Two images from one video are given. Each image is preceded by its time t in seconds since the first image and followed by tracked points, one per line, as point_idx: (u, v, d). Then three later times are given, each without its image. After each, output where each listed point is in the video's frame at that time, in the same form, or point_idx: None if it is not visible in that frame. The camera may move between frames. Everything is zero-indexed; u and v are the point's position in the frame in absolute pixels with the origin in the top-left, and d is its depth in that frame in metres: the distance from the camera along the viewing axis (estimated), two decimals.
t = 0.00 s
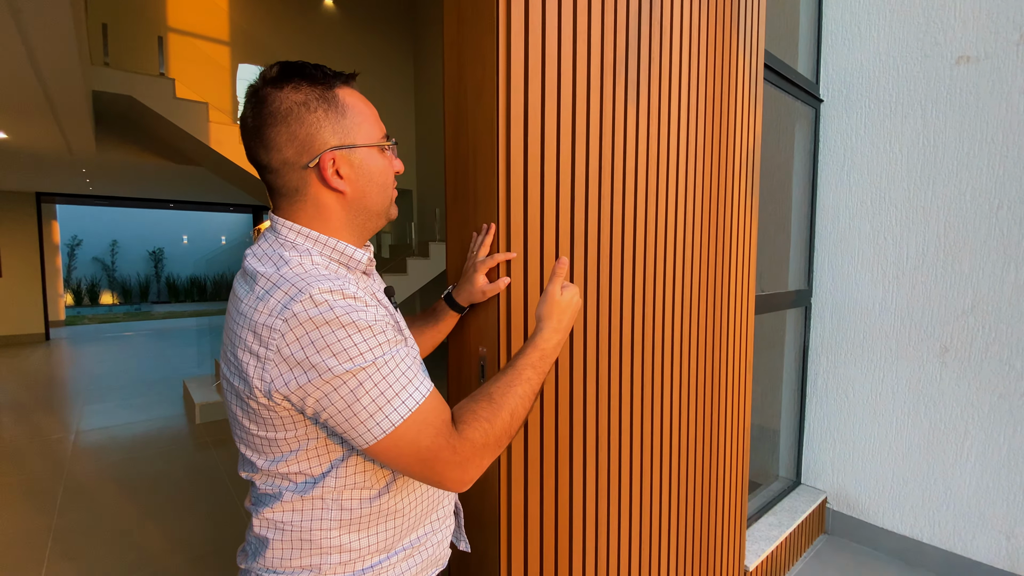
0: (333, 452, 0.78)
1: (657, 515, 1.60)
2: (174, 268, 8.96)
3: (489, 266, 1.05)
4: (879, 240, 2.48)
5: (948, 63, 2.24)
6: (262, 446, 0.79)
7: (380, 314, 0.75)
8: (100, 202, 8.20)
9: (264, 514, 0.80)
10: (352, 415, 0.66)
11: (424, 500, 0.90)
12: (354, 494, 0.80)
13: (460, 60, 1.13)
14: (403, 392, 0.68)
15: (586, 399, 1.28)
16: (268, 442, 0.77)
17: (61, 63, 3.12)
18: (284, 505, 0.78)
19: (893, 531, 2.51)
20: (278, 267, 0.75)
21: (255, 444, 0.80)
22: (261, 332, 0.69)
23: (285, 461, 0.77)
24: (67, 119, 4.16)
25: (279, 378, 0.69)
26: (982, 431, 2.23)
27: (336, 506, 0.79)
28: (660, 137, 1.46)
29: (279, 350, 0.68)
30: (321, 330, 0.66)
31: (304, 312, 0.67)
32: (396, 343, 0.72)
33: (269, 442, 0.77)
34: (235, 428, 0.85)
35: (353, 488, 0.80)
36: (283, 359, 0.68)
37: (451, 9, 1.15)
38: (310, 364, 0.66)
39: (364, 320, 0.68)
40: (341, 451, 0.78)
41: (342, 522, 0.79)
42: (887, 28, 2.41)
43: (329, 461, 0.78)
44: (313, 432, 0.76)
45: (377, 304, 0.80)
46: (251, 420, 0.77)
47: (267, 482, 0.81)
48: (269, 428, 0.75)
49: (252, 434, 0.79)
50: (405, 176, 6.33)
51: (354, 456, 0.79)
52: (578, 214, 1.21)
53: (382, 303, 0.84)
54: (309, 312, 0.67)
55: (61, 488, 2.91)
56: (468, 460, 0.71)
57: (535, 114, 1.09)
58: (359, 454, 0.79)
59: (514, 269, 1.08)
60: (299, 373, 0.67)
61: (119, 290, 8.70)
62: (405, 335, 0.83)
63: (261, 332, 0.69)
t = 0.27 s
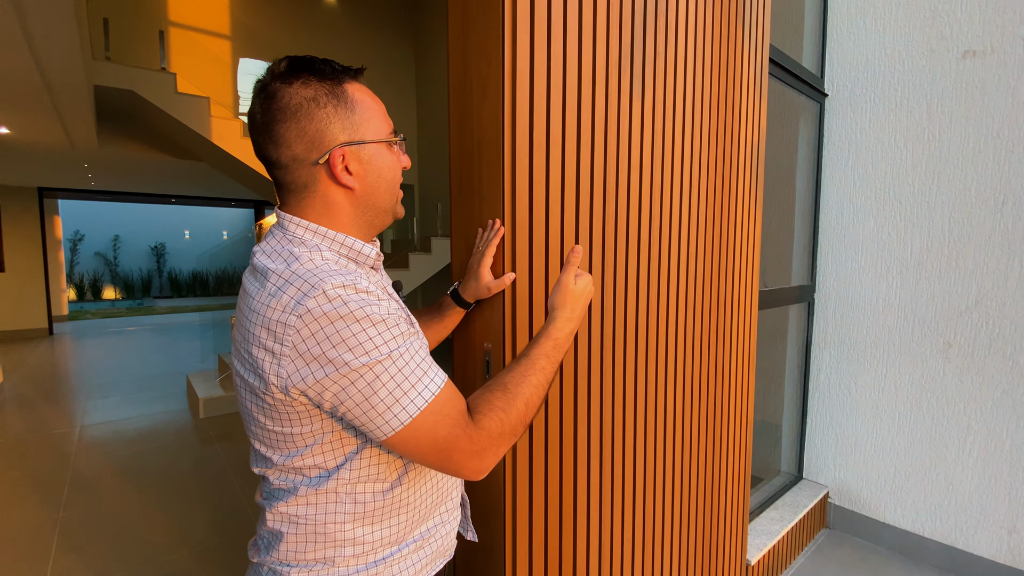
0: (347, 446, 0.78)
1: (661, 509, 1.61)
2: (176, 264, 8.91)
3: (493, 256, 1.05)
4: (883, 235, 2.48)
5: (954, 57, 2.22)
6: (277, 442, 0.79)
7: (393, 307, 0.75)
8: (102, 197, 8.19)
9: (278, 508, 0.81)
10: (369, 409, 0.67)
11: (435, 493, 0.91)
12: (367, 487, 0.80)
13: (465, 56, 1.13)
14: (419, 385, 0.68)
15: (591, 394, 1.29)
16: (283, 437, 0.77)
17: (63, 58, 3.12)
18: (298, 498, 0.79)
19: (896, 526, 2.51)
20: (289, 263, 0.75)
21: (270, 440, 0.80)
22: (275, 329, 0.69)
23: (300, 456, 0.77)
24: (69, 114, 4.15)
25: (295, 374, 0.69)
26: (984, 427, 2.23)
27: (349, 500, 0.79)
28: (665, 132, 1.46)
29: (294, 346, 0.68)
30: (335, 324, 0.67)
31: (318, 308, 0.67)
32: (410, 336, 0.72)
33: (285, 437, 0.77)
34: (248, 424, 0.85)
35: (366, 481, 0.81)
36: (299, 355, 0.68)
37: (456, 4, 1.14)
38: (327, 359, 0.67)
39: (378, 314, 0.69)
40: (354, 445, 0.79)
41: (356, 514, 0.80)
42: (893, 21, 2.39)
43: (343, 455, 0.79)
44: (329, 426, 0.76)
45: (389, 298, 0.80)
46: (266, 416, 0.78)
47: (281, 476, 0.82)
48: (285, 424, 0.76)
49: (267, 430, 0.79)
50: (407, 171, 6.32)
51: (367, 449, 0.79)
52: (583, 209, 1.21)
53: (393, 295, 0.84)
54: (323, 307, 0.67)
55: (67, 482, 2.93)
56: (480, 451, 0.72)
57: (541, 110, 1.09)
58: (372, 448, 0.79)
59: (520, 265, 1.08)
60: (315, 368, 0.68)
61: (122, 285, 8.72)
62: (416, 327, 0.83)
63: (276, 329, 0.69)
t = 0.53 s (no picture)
0: (354, 434, 0.79)
1: (662, 505, 1.62)
2: (179, 260, 9.00)
3: (494, 254, 1.05)
4: (885, 232, 2.47)
5: (958, 54, 2.21)
6: (285, 432, 0.79)
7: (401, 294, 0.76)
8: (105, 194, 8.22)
9: (283, 499, 0.81)
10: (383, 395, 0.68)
11: (435, 481, 0.92)
12: (371, 475, 0.81)
13: (466, 53, 1.13)
14: (431, 368, 0.70)
15: (591, 391, 1.29)
16: (291, 427, 0.78)
17: (66, 56, 3.12)
18: (303, 489, 0.79)
19: (897, 523, 2.52)
20: (295, 254, 0.75)
21: (278, 431, 0.80)
22: (285, 318, 0.69)
23: (308, 446, 0.78)
24: (71, 111, 4.16)
25: (306, 363, 0.70)
26: (986, 424, 2.23)
27: (354, 489, 0.80)
28: (667, 129, 1.46)
29: (305, 335, 0.69)
30: (347, 312, 0.67)
31: (329, 295, 0.68)
32: (418, 321, 0.74)
33: (293, 427, 0.78)
34: (254, 418, 0.85)
35: (370, 470, 0.81)
36: (309, 344, 0.69)
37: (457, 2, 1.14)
38: (339, 346, 0.67)
39: (388, 300, 0.70)
40: (361, 432, 0.79)
41: (361, 503, 0.81)
42: (896, 18, 2.38)
43: (349, 444, 0.79)
44: (338, 414, 0.76)
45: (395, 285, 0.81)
46: (274, 408, 0.78)
47: (286, 468, 0.82)
48: (294, 414, 0.76)
49: (275, 421, 0.79)
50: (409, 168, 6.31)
51: (371, 436, 0.80)
52: (585, 206, 1.21)
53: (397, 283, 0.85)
54: (334, 295, 0.68)
55: (72, 477, 2.95)
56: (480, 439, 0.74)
57: (542, 107, 1.09)
58: (376, 434, 0.81)
59: (521, 263, 1.08)
60: (327, 355, 0.68)
61: (125, 281, 8.80)
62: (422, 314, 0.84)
63: (285, 318, 0.69)
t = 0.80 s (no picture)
0: (343, 429, 0.80)
1: (663, 502, 1.62)
2: (183, 258, 9.38)
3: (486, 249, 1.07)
4: (889, 230, 2.46)
5: (962, 50, 2.20)
6: (273, 424, 0.81)
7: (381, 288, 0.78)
8: (111, 194, 8.28)
9: (279, 491, 0.82)
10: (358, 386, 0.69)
11: (431, 475, 0.93)
12: (365, 468, 0.82)
13: (468, 51, 1.13)
14: (407, 360, 0.72)
15: (593, 388, 1.29)
16: (278, 419, 0.79)
17: (71, 56, 3.15)
18: (298, 481, 0.81)
19: (899, 521, 2.51)
20: (279, 249, 0.77)
21: (266, 423, 0.82)
22: (269, 311, 0.71)
23: (299, 439, 0.79)
24: (77, 111, 4.19)
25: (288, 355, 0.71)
26: (990, 423, 2.22)
27: (348, 481, 0.81)
28: (669, 127, 1.46)
29: (287, 327, 0.70)
30: (328, 305, 0.69)
31: (310, 289, 0.70)
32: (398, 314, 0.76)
33: (280, 419, 0.79)
34: (246, 410, 0.87)
35: (363, 463, 0.82)
36: (291, 336, 0.70)
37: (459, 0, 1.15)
38: (319, 338, 0.69)
39: (368, 293, 0.72)
40: (350, 428, 0.80)
41: (355, 496, 0.81)
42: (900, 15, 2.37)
43: (340, 437, 0.80)
44: (321, 407, 0.78)
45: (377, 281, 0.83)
46: (262, 400, 0.80)
47: (282, 460, 0.83)
48: (279, 406, 0.78)
49: (263, 413, 0.81)
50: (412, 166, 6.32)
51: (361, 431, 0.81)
52: (586, 204, 1.22)
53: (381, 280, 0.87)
54: (315, 288, 0.70)
55: (78, 474, 2.98)
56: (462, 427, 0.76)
57: (544, 105, 1.09)
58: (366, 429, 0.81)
59: (522, 260, 1.09)
60: (307, 348, 0.70)
61: (130, 280, 9.03)
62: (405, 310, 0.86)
63: (269, 311, 0.71)
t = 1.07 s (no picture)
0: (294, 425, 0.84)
1: (667, 505, 1.61)
2: (193, 259, 9.53)
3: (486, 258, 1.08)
4: (897, 231, 2.44)
5: (971, 49, 2.18)
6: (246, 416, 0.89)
7: (315, 288, 0.80)
8: (123, 195, 8.40)
9: (259, 477, 0.91)
10: (339, 388, 0.70)
11: (406, 474, 0.92)
12: (324, 463, 0.85)
13: (469, 55, 1.14)
14: (322, 355, 0.71)
15: (594, 391, 1.29)
16: (244, 412, 0.86)
17: (82, 60, 3.19)
18: (269, 469, 0.88)
19: (907, 525, 2.49)
20: (239, 254, 0.85)
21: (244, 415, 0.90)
22: (215, 311, 0.79)
23: (261, 430, 0.87)
24: (88, 114, 4.26)
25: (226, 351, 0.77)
26: (1000, 426, 2.19)
27: (308, 473, 0.85)
28: (672, 128, 1.46)
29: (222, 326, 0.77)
30: (244, 304, 0.74)
31: (236, 289, 0.75)
32: (322, 311, 0.77)
33: (244, 412, 0.86)
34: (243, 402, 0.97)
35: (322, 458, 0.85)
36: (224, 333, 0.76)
37: (461, 5, 1.16)
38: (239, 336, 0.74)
39: (285, 291, 0.74)
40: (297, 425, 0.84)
41: (314, 488, 0.85)
42: (908, 14, 2.35)
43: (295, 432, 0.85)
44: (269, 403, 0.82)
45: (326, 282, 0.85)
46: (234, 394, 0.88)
47: (263, 448, 0.92)
48: (239, 400, 0.84)
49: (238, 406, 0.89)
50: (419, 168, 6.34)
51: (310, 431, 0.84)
52: (588, 206, 1.22)
53: (342, 280, 0.89)
54: (238, 288, 0.75)
55: (88, 472, 3.02)
56: (387, 433, 0.72)
57: (544, 107, 1.09)
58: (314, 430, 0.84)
59: (523, 263, 1.09)
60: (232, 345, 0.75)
61: (141, 280, 9.15)
62: (360, 311, 0.87)
63: (215, 311, 0.79)
